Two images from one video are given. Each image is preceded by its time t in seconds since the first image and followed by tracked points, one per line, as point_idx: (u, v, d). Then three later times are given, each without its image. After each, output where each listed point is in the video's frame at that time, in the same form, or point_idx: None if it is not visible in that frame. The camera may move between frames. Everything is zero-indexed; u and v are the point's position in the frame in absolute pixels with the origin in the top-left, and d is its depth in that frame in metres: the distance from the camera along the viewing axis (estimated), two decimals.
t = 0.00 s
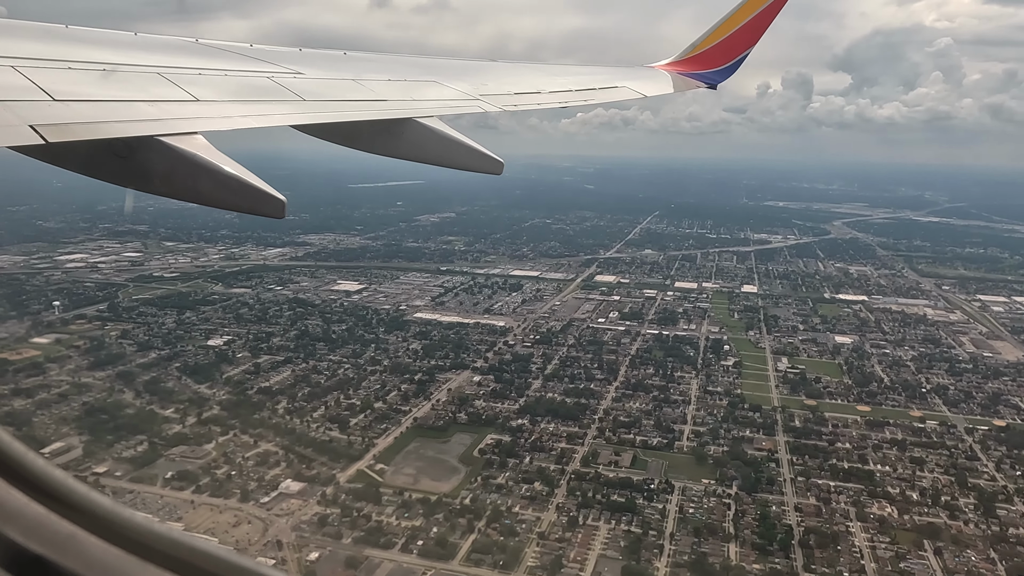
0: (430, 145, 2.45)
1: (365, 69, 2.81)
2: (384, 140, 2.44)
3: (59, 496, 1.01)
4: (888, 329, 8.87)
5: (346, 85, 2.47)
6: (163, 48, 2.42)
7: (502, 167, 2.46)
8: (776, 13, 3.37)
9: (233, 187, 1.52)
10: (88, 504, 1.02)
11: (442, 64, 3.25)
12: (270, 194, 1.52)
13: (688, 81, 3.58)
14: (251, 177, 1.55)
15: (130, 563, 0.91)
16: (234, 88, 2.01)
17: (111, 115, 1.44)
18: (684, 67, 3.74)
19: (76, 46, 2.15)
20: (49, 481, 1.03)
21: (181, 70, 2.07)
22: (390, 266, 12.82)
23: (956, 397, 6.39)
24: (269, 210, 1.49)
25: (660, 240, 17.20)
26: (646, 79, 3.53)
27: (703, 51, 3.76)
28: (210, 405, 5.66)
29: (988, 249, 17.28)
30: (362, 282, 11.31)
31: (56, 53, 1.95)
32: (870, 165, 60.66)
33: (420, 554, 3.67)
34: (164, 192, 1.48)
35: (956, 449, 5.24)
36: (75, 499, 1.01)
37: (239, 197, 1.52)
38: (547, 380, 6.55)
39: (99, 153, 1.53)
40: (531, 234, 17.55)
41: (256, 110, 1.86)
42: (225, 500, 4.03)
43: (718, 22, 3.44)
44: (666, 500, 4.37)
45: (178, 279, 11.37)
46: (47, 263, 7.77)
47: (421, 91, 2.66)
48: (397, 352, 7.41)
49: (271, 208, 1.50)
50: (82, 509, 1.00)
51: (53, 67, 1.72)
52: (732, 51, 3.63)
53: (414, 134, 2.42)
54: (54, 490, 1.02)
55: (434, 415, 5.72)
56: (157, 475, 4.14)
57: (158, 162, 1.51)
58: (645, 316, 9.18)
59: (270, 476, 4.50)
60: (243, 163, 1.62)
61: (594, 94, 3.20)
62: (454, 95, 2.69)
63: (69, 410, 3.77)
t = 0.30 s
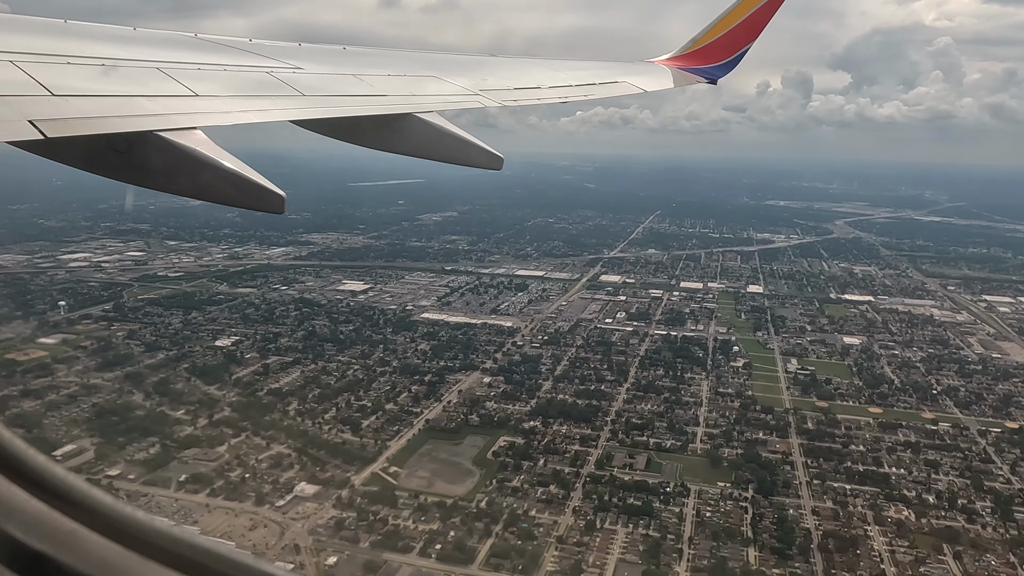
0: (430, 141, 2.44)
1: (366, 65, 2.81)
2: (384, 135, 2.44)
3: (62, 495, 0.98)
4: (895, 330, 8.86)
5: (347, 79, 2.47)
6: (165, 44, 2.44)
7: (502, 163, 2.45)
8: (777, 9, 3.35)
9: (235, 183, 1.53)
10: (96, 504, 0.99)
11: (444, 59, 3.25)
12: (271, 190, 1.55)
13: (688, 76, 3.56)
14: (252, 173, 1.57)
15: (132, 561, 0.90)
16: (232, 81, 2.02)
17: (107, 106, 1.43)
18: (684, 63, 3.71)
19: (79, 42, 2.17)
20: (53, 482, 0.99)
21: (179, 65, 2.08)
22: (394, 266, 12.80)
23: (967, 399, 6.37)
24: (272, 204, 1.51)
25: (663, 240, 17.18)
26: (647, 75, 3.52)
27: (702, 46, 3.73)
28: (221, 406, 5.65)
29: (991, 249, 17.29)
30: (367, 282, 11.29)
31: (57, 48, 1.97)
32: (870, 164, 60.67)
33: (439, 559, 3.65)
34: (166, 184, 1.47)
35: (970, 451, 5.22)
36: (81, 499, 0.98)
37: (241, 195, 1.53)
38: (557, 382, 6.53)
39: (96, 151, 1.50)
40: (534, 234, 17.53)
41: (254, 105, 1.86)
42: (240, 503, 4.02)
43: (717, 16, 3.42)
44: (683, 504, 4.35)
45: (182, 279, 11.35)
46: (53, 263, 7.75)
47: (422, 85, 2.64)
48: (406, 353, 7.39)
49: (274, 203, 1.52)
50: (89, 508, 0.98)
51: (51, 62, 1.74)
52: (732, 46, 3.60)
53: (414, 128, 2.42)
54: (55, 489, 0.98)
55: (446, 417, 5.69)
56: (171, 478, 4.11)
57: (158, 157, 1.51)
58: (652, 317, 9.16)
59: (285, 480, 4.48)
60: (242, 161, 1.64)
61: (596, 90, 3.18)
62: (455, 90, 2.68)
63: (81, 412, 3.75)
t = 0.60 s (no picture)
0: (428, 140, 2.41)
1: (363, 64, 2.79)
2: (381, 134, 2.42)
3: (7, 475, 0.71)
4: (901, 331, 8.86)
5: (343, 78, 2.45)
6: (162, 43, 2.43)
7: (499, 162, 2.43)
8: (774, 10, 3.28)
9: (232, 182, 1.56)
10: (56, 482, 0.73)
11: (441, 59, 3.23)
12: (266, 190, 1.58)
13: (683, 76, 3.49)
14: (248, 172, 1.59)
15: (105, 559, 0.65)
16: (228, 79, 2.00)
17: (102, 104, 1.40)
18: (682, 62, 3.64)
19: (76, 40, 2.16)
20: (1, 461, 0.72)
21: (175, 63, 2.06)
22: (397, 266, 12.78)
23: (976, 401, 6.36)
24: (269, 203, 1.53)
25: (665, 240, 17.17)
26: (642, 74, 3.49)
27: (698, 46, 3.66)
28: (230, 409, 5.63)
29: (991, 249, 17.31)
30: (371, 282, 11.26)
31: (51, 46, 1.96)
32: (868, 164, 60.76)
33: (456, 564, 3.63)
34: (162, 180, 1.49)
35: (982, 454, 5.22)
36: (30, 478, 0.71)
37: (236, 194, 1.56)
38: (567, 384, 6.52)
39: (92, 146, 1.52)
40: (535, 234, 17.52)
41: (250, 102, 1.84)
42: (253, 507, 4.00)
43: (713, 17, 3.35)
44: (697, 507, 4.33)
45: (185, 279, 11.33)
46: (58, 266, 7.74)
47: (420, 84, 2.62)
48: (413, 355, 7.37)
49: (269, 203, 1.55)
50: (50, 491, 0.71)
51: (46, 60, 1.72)
52: (729, 46, 3.54)
53: (410, 127, 2.40)
54: None
55: (456, 419, 5.67)
56: (182, 483, 4.09)
57: (156, 156, 1.54)
58: (657, 318, 9.16)
59: (298, 483, 4.46)
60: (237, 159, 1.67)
61: (594, 89, 3.16)
62: (454, 89, 2.65)
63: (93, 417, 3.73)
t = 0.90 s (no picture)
0: (425, 138, 2.43)
1: (364, 62, 2.80)
2: (380, 133, 2.43)
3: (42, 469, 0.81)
4: (911, 332, 8.83)
5: (344, 77, 2.46)
6: (163, 41, 2.46)
7: (498, 161, 2.44)
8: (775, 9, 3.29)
9: (230, 182, 1.54)
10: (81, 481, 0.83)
11: (441, 56, 3.23)
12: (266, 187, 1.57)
13: (685, 74, 3.49)
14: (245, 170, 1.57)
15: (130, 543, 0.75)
16: (228, 79, 2.02)
17: (98, 103, 1.45)
18: (680, 61, 3.63)
19: (78, 39, 2.20)
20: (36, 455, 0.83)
21: (176, 63, 2.08)
22: (403, 265, 12.76)
23: (989, 402, 6.34)
24: (271, 202, 1.53)
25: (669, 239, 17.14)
26: (642, 73, 3.49)
27: (697, 45, 3.67)
28: (243, 411, 5.64)
29: (997, 249, 17.27)
30: (377, 282, 11.23)
31: (54, 46, 1.98)
32: (870, 162, 60.70)
33: (477, 568, 3.62)
34: (162, 185, 1.47)
35: (998, 456, 5.20)
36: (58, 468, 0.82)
37: (235, 193, 1.54)
38: (579, 386, 6.50)
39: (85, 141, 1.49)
40: (540, 233, 17.49)
41: (250, 102, 1.86)
42: (270, 510, 4.00)
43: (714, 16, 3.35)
44: (716, 511, 4.31)
45: (191, 279, 11.31)
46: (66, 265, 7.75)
47: (420, 83, 2.63)
48: (423, 355, 7.36)
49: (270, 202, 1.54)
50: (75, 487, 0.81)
51: (47, 59, 1.76)
52: (727, 45, 3.54)
53: (410, 126, 2.41)
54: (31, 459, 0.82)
55: (470, 421, 5.65)
56: (198, 485, 4.10)
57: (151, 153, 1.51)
58: (666, 318, 9.13)
59: (313, 486, 4.46)
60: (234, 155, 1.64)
61: (593, 87, 3.16)
62: (453, 87, 2.66)
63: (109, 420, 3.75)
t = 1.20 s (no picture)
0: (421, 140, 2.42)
1: (362, 65, 2.78)
2: (379, 136, 2.42)
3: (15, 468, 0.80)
4: (919, 334, 8.81)
5: (341, 79, 2.44)
6: (158, 44, 2.43)
7: (496, 163, 2.42)
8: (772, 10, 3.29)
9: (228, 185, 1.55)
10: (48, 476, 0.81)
11: (440, 59, 3.22)
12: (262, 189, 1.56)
13: (682, 77, 3.50)
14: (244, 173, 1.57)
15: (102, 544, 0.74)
16: (226, 81, 2.00)
17: (96, 104, 1.43)
18: (677, 64, 3.64)
19: (71, 40, 2.16)
20: None
21: (173, 64, 2.06)
22: (408, 266, 12.73)
23: (1001, 404, 6.32)
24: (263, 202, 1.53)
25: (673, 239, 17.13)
26: (640, 76, 3.48)
27: (695, 48, 3.68)
28: (254, 414, 5.62)
29: (1001, 249, 17.25)
30: (383, 283, 11.20)
31: (50, 47, 1.95)
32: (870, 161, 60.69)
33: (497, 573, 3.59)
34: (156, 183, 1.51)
35: (1013, 459, 5.17)
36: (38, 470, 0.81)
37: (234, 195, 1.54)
38: (589, 388, 6.47)
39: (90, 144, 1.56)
40: (543, 233, 17.47)
41: (248, 104, 1.84)
42: (286, 515, 3.99)
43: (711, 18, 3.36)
44: (734, 515, 4.29)
45: (196, 279, 11.29)
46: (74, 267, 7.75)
47: (417, 85, 2.62)
48: (432, 357, 7.34)
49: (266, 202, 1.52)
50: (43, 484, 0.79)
51: (44, 60, 1.73)
52: (725, 47, 3.54)
53: (408, 129, 2.40)
54: None
55: (482, 424, 5.62)
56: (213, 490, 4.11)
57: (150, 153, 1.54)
58: (674, 319, 9.11)
59: (328, 490, 4.44)
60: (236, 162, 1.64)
61: (591, 89, 3.16)
62: (449, 89, 2.65)
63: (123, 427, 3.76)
